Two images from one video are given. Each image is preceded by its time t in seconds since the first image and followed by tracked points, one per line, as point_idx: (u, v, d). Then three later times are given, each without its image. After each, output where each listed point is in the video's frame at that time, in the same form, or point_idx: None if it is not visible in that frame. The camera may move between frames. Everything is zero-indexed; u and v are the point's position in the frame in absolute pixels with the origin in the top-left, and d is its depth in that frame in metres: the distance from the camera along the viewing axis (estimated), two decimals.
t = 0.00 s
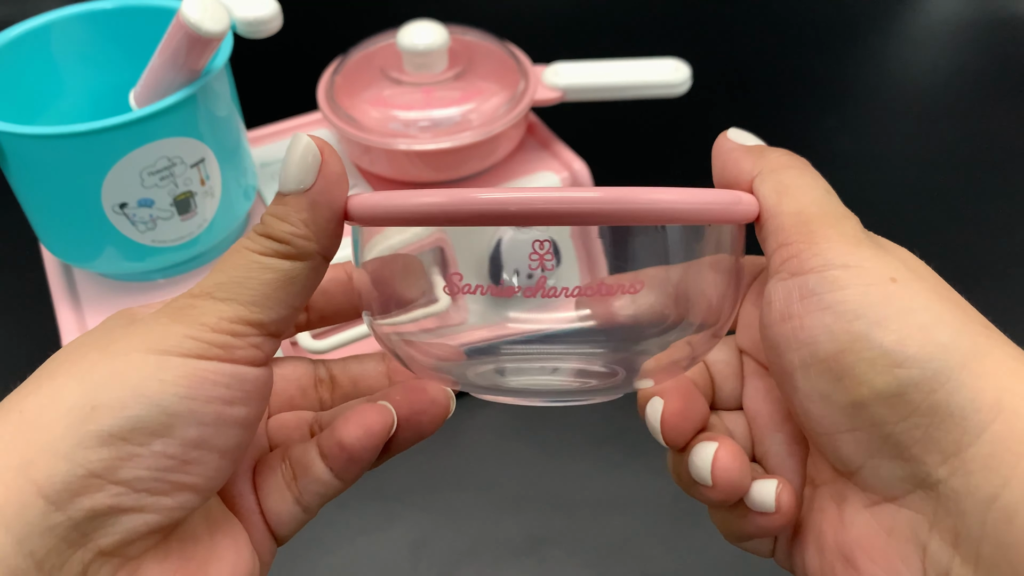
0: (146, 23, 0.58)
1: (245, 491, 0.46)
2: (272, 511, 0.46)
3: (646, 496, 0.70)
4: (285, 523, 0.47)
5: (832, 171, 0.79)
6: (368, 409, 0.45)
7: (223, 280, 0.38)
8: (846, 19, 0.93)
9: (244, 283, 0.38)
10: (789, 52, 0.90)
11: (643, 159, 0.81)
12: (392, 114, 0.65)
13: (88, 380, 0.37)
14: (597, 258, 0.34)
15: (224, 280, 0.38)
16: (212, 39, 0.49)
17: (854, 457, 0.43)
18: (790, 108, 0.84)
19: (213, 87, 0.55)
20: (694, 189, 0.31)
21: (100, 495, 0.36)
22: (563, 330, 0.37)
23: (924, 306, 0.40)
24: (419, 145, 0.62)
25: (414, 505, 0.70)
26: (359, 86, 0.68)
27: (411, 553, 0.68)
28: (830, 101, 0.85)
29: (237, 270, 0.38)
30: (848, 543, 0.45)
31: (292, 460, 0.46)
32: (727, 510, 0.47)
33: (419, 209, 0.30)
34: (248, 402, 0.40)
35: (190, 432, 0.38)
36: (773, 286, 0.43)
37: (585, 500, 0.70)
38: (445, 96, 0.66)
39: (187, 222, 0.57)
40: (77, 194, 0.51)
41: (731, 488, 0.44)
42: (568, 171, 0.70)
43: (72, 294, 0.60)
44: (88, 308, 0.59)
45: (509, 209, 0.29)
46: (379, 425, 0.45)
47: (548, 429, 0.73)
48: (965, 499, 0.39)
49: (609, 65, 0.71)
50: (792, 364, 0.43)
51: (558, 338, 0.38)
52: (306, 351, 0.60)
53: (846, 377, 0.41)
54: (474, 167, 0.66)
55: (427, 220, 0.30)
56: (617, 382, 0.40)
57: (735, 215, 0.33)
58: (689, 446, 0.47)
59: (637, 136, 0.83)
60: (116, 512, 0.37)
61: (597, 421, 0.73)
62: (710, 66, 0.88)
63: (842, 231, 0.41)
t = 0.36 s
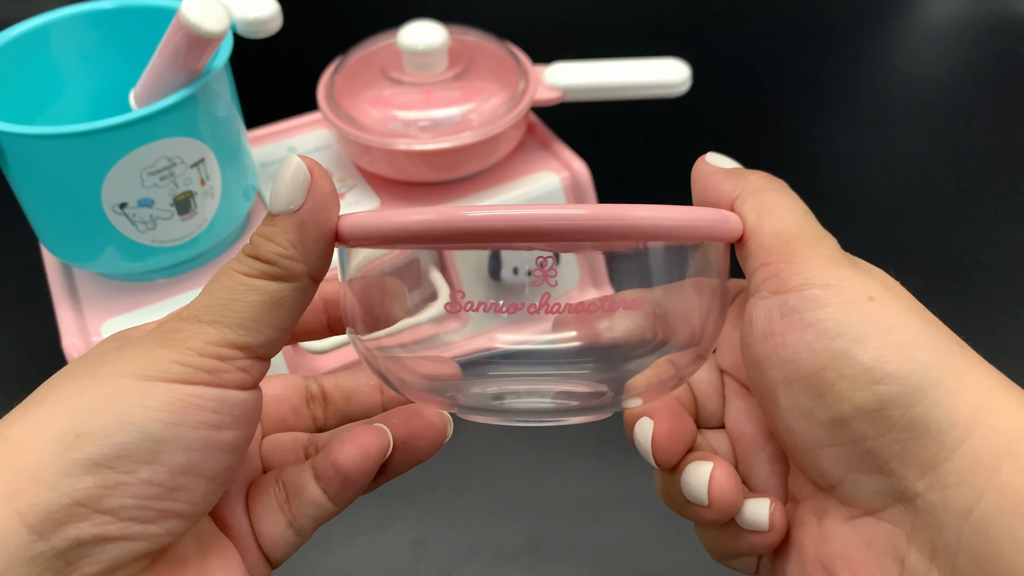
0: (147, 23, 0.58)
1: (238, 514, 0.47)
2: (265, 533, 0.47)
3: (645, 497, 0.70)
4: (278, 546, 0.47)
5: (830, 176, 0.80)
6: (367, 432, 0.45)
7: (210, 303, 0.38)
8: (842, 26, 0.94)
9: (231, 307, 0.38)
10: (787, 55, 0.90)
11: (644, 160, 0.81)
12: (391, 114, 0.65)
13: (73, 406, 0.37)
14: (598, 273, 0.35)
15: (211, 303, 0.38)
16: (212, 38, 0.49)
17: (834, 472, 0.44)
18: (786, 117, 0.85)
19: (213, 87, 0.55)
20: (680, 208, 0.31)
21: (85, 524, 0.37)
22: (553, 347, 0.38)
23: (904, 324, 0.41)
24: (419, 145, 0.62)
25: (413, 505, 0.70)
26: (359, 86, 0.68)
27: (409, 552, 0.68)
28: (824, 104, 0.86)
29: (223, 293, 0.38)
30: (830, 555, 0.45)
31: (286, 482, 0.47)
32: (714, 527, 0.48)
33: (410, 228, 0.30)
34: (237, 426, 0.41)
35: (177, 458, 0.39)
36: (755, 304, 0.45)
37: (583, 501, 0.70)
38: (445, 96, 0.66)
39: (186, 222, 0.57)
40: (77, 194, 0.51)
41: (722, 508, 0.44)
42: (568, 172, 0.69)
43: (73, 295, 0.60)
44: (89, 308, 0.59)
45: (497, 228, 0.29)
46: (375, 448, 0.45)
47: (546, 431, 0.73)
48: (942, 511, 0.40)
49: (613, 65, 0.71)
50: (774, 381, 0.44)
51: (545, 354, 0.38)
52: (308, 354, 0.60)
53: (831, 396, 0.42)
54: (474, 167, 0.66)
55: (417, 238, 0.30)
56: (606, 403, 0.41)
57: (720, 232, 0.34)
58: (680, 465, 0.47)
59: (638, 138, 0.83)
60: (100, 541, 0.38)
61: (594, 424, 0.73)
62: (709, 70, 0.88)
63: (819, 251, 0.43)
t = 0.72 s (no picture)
0: (146, 22, 0.58)
1: (231, 513, 0.47)
2: (259, 534, 0.47)
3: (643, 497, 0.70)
4: (271, 547, 0.47)
5: (829, 175, 0.80)
6: (363, 433, 0.46)
7: (189, 290, 0.38)
8: (841, 28, 0.94)
9: (208, 295, 0.37)
10: (786, 56, 0.91)
11: (643, 161, 0.81)
12: (391, 114, 0.65)
13: (54, 399, 0.38)
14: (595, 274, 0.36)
15: (189, 291, 0.38)
16: (212, 39, 0.49)
17: (826, 479, 0.44)
18: (786, 115, 0.85)
19: (213, 87, 0.55)
20: (669, 216, 0.31)
21: (64, 518, 0.37)
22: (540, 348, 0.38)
23: (895, 330, 0.41)
24: (419, 145, 0.62)
25: (413, 505, 0.70)
26: (359, 86, 0.68)
27: (410, 552, 0.68)
28: (824, 104, 0.86)
29: (202, 280, 0.38)
30: (818, 562, 0.46)
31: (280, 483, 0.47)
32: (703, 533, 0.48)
33: (398, 235, 0.30)
34: (217, 418, 0.41)
35: (155, 450, 0.39)
36: (746, 309, 0.44)
37: (583, 501, 0.70)
38: (445, 96, 0.66)
39: (186, 222, 0.57)
40: (77, 194, 0.51)
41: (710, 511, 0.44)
42: (568, 172, 0.69)
43: (73, 294, 0.61)
44: (88, 307, 0.59)
45: (485, 234, 0.29)
46: (372, 448, 0.45)
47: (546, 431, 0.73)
48: (934, 520, 0.40)
49: (615, 65, 0.71)
50: (765, 387, 0.44)
51: (535, 353, 0.38)
52: (308, 353, 0.60)
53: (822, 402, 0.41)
54: (474, 167, 0.66)
55: (406, 243, 0.30)
56: (597, 403, 0.40)
57: (712, 238, 0.34)
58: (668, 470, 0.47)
59: (637, 139, 0.83)
60: (80, 534, 0.38)
61: (594, 424, 0.73)
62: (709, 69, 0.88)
63: (810, 256, 0.42)
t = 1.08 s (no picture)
0: (145, 22, 0.58)
1: (229, 500, 0.46)
2: (256, 528, 0.46)
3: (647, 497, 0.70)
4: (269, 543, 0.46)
5: (830, 174, 0.80)
6: (370, 436, 0.48)
7: (178, 248, 0.38)
8: (838, 32, 0.95)
9: (199, 252, 0.37)
10: (786, 57, 0.91)
11: (644, 161, 0.81)
12: (391, 114, 0.65)
13: (40, 361, 0.36)
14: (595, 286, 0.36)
15: (179, 248, 0.38)
16: (212, 39, 0.49)
17: (753, 477, 0.44)
18: (785, 115, 0.85)
19: (213, 87, 0.55)
20: (691, 231, 0.31)
21: (56, 485, 0.36)
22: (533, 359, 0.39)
23: (876, 367, 0.43)
24: (419, 145, 0.62)
25: (412, 505, 0.68)
26: (359, 86, 0.68)
27: (410, 554, 0.66)
28: (823, 105, 0.86)
29: (193, 238, 0.37)
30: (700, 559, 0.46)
31: (283, 479, 0.47)
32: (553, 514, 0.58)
33: (402, 254, 0.30)
34: (207, 380, 0.40)
35: (146, 414, 0.38)
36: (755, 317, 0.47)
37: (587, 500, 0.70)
38: (445, 96, 0.66)
39: (186, 222, 0.57)
40: (78, 194, 0.51)
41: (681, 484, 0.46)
42: (568, 171, 0.69)
43: (73, 295, 0.61)
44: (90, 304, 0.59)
45: (495, 259, 0.29)
46: (380, 450, 0.48)
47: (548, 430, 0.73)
48: (842, 556, 0.41)
49: (614, 65, 0.71)
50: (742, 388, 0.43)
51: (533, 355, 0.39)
52: (306, 351, 0.60)
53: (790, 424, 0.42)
54: (475, 168, 0.66)
55: (412, 264, 0.30)
56: (604, 403, 0.40)
57: (731, 248, 0.32)
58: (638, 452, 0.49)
59: (638, 139, 0.83)
60: (70, 501, 0.36)
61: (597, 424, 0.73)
62: (708, 71, 0.88)
63: (841, 280, 0.45)
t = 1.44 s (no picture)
0: (145, 21, 0.58)
1: (217, 480, 0.44)
2: (244, 506, 0.43)
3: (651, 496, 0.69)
4: (259, 523, 0.44)
5: (828, 173, 0.80)
6: (361, 409, 0.45)
7: (165, 222, 0.36)
8: (837, 33, 0.95)
9: (186, 224, 0.36)
10: (785, 58, 0.91)
11: (643, 160, 0.81)
12: (392, 114, 0.65)
13: (24, 334, 0.35)
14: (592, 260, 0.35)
15: (166, 222, 0.36)
16: (212, 39, 0.49)
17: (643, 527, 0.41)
18: (783, 115, 0.85)
19: (213, 87, 0.55)
20: (681, 198, 0.31)
21: (39, 455, 0.34)
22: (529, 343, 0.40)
23: (807, 502, 0.41)
24: (419, 145, 0.62)
25: (411, 504, 0.67)
26: (359, 86, 0.68)
27: (409, 553, 0.64)
28: (823, 106, 0.87)
29: (180, 211, 0.36)
30: None
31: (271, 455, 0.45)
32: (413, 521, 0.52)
33: (395, 218, 0.30)
34: (195, 352, 0.38)
35: (131, 384, 0.36)
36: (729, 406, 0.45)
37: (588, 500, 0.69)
38: (446, 96, 0.66)
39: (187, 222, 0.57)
40: (78, 193, 0.51)
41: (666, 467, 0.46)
42: (568, 172, 0.69)
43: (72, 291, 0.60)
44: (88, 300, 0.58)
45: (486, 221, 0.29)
46: (371, 423, 0.45)
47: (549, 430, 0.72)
48: None
49: (614, 65, 0.71)
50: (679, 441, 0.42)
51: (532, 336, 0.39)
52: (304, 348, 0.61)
53: (707, 505, 0.40)
54: (475, 168, 0.66)
55: (407, 229, 0.30)
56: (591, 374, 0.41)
57: (719, 219, 0.32)
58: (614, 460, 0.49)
59: (637, 139, 0.83)
60: (53, 473, 0.34)
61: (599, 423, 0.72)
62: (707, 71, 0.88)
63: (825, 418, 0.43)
